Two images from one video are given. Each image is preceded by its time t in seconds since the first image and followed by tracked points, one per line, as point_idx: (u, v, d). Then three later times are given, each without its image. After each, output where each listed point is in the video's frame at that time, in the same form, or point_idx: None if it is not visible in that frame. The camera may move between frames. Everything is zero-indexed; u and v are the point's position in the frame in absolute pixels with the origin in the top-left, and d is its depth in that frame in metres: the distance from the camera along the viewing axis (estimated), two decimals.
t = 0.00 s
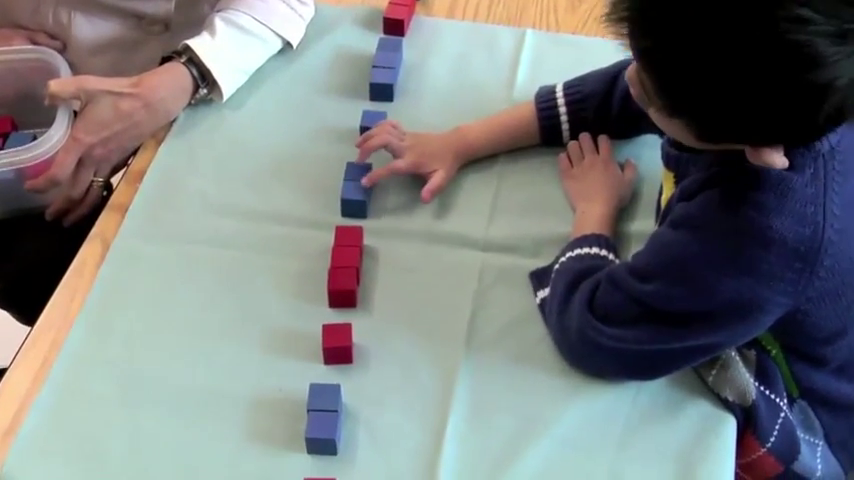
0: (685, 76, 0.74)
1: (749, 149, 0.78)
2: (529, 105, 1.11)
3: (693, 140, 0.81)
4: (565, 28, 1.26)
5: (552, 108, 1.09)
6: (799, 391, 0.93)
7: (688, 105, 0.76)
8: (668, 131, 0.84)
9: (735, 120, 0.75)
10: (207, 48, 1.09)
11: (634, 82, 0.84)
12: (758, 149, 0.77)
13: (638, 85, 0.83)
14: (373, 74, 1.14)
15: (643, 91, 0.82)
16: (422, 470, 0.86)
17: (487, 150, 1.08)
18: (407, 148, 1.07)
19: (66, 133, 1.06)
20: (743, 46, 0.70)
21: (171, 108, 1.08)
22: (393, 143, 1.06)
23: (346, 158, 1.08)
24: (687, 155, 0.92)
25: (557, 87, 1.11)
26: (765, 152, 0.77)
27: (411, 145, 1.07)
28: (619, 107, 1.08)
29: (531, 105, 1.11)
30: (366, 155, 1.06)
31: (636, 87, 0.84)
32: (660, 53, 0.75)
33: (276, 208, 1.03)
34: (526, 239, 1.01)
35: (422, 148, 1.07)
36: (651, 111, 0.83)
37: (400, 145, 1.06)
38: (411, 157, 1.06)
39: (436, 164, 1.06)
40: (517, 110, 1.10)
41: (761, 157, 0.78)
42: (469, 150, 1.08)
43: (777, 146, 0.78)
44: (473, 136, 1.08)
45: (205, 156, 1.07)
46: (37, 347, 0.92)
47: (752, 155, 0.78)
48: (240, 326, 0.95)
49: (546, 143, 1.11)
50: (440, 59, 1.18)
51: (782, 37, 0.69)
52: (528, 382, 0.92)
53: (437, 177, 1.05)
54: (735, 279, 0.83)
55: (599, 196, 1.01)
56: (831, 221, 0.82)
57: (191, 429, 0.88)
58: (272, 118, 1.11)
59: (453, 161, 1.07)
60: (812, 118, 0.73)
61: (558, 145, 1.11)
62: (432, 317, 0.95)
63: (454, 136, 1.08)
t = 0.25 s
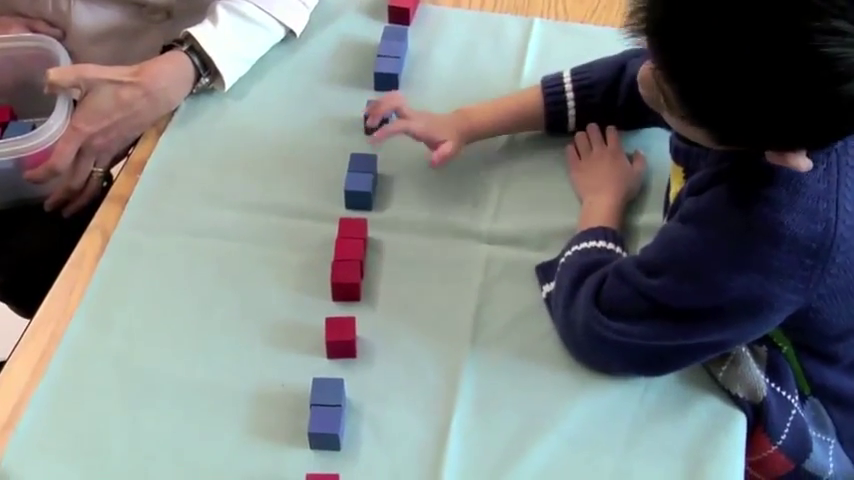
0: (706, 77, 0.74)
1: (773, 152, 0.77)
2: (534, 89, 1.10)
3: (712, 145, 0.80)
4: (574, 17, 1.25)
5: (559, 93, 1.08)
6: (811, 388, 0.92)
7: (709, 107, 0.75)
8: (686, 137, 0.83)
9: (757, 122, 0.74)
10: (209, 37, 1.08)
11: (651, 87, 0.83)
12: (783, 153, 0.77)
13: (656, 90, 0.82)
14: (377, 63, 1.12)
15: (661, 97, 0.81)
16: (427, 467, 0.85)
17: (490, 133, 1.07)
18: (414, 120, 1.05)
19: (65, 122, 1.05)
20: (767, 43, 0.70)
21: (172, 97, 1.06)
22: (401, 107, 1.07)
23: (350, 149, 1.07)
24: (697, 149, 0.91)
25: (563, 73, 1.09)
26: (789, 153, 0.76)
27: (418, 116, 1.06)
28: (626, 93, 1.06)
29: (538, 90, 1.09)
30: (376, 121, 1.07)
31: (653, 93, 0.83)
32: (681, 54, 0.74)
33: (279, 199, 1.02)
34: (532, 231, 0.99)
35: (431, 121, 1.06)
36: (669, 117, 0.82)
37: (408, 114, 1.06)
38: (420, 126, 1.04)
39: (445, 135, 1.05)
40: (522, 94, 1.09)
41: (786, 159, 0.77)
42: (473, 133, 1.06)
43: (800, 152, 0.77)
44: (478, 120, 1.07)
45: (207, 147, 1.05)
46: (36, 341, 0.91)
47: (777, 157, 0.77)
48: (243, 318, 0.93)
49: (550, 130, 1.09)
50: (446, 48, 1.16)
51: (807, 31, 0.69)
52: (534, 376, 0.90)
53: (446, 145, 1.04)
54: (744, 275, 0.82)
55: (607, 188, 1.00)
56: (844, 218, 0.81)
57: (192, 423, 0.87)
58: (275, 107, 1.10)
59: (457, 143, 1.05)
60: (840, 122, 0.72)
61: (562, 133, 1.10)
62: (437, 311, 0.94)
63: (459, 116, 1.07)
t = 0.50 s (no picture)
0: (718, 76, 0.72)
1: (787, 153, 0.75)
2: (525, 103, 1.05)
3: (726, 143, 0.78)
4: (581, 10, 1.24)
5: (552, 97, 1.04)
6: (823, 386, 0.91)
7: (723, 107, 0.74)
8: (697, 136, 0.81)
9: (774, 120, 0.72)
10: (210, 26, 1.07)
11: (661, 87, 0.81)
12: (799, 153, 0.75)
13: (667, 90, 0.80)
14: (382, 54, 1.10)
15: (672, 96, 0.80)
16: (432, 466, 0.83)
17: (486, 158, 1.03)
18: (407, 164, 0.99)
19: (65, 112, 1.04)
20: (783, 39, 0.68)
21: (173, 88, 1.05)
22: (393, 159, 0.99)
23: (353, 142, 1.05)
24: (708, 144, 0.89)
25: (553, 75, 1.05)
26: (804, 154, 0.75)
27: (412, 164, 0.99)
28: (624, 90, 1.03)
29: (529, 99, 1.05)
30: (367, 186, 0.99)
31: (663, 92, 0.82)
32: (695, 51, 0.73)
33: (282, 192, 1.00)
34: (539, 227, 0.98)
35: (425, 161, 1.00)
36: (680, 116, 0.80)
37: (401, 163, 0.99)
38: (414, 174, 0.99)
39: (441, 180, 0.99)
40: (513, 106, 1.05)
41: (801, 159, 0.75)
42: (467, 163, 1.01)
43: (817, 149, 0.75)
44: (473, 145, 1.02)
45: (209, 138, 1.04)
46: (33, 337, 0.89)
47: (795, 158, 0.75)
48: (245, 314, 0.92)
49: (547, 135, 1.05)
50: (451, 39, 1.15)
51: (823, 27, 0.67)
52: (541, 373, 0.89)
53: (443, 194, 0.98)
54: (755, 274, 0.80)
55: (615, 184, 0.98)
56: None
57: (192, 420, 0.85)
58: (278, 98, 1.08)
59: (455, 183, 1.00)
60: None
61: (559, 136, 1.06)
62: (442, 307, 0.92)
63: (451, 145, 1.02)
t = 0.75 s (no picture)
0: (734, 66, 0.70)
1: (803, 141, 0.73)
2: (537, 95, 1.04)
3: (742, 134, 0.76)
4: None
5: (563, 88, 1.03)
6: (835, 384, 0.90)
7: (738, 98, 0.72)
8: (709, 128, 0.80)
9: (789, 110, 0.71)
10: (211, 14, 1.06)
11: (674, 77, 0.80)
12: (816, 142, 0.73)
13: (680, 79, 0.79)
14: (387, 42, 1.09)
15: (686, 86, 0.78)
16: (436, 464, 0.82)
17: (498, 152, 1.01)
18: (416, 160, 0.98)
19: (64, 100, 1.03)
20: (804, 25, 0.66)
21: (174, 75, 1.03)
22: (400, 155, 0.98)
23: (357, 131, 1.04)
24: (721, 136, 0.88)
25: (565, 65, 1.04)
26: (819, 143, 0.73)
27: (420, 160, 0.98)
28: (636, 80, 1.01)
29: (541, 90, 1.04)
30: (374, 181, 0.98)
31: (676, 82, 0.80)
32: (711, 38, 0.71)
33: (284, 184, 0.98)
34: (548, 219, 0.97)
35: (435, 157, 0.99)
36: (694, 107, 0.79)
37: (409, 160, 0.98)
38: (422, 171, 0.98)
39: (450, 177, 0.98)
40: (525, 98, 1.04)
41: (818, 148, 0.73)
42: (478, 158, 1.00)
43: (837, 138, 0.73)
44: (484, 139, 1.01)
45: (210, 127, 1.02)
46: (31, 330, 0.87)
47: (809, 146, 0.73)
48: (246, 306, 0.90)
49: (559, 128, 1.04)
50: (458, 27, 1.13)
51: (841, 14, 0.65)
52: (548, 368, 0.87)
53: (452, 192, 0.97)
54: (766, 271, 0.78)
55: (625, 175, 0.97)
56: None
57: (192, 415, 0.83)
58: (281, 86, 1.06)
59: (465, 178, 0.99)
60: None
61: (571, 128, 1.05)
62: (447, 301, 0.91)
63: (463, 140, 1.01)
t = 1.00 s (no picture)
0: (747, 44, 0.68)
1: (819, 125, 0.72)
2: (542, 88, 1.02)
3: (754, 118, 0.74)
4: None
5: (571, 77, 1.02)
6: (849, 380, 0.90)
7: (751, 78, 0.69)
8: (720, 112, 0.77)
9: (805, 90, 0.68)
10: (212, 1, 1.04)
11: (684, 58, 0.77)
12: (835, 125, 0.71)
13: (690, 59, 0.76)
14: (391, 30, 1.07)
15: (695, 67, 0.75)
16: (441, 461, 0.80)
17: (504, 144, 1.00)
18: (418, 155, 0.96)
19: (62, 89, 1.00)
20: (834, 10, 0.63)
21: (174, 63, 1.02)
22: (402, 152, 0.96)
23: (360, 121, 1.02)
24: (731, 126, 0.86)
25: (571, 56, 1.03)
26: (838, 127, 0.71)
27: (421, 156, 0.96)
28: (645, 69, 1.01)
29: (547, 81, 1.02)
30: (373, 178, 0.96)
31: (685, 63, 0.77)
32: (731, 21, 0.68)
33: (286, 174, 0.97)
34: (555, 210, 0.95)
35: (438, 153, 0.97)
36: (703, 89, 0.76)
37: (410, 156, 0.96)
38: (424, 168, 0.96)
39: (453, 173, 0.96)
40: (530, 90, 1.02)
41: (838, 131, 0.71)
42: (483, 152, 0.98)
43: None
44: (490, 131, 0.99)
45: (210, 116, 1.00)
46: (28, 320, 0.85)
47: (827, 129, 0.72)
48: (247, 298, 0.89)
49: (566, 119, 1.03)
50: (463, 17, 1.12)
51: None
52: (554, 364, 0.86)
53: (455, 190, 0.95)
54: (778, 264, 0.77)
55: (634, 167, 0.96)
56: None
57: (192, 410, 0.82)
58: (282, 75, 1.05)
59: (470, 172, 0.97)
60: None
61: (577, 119, 1.03)
62: (451, 294, 0.89)
63: (467, 133, 0.99)
